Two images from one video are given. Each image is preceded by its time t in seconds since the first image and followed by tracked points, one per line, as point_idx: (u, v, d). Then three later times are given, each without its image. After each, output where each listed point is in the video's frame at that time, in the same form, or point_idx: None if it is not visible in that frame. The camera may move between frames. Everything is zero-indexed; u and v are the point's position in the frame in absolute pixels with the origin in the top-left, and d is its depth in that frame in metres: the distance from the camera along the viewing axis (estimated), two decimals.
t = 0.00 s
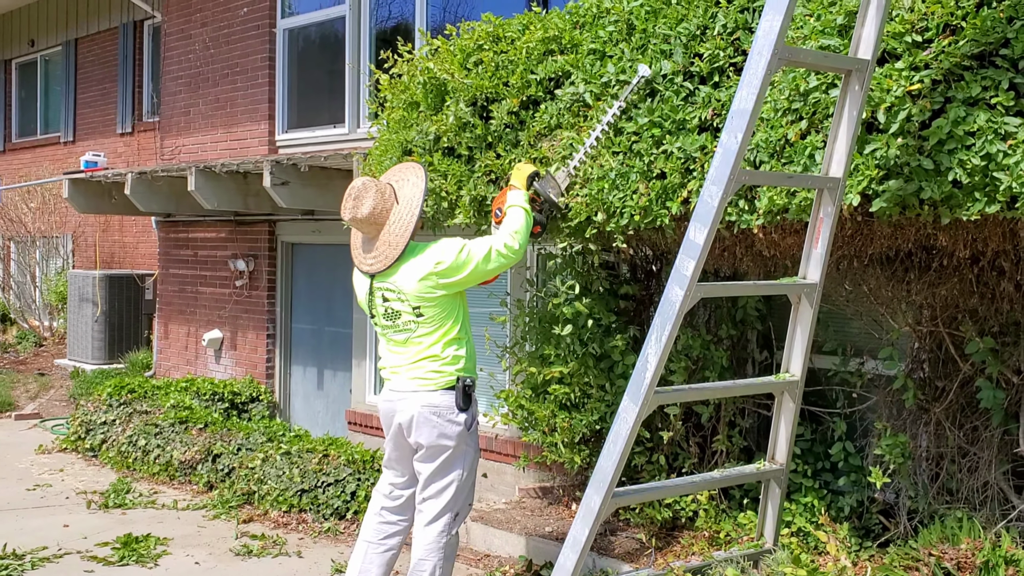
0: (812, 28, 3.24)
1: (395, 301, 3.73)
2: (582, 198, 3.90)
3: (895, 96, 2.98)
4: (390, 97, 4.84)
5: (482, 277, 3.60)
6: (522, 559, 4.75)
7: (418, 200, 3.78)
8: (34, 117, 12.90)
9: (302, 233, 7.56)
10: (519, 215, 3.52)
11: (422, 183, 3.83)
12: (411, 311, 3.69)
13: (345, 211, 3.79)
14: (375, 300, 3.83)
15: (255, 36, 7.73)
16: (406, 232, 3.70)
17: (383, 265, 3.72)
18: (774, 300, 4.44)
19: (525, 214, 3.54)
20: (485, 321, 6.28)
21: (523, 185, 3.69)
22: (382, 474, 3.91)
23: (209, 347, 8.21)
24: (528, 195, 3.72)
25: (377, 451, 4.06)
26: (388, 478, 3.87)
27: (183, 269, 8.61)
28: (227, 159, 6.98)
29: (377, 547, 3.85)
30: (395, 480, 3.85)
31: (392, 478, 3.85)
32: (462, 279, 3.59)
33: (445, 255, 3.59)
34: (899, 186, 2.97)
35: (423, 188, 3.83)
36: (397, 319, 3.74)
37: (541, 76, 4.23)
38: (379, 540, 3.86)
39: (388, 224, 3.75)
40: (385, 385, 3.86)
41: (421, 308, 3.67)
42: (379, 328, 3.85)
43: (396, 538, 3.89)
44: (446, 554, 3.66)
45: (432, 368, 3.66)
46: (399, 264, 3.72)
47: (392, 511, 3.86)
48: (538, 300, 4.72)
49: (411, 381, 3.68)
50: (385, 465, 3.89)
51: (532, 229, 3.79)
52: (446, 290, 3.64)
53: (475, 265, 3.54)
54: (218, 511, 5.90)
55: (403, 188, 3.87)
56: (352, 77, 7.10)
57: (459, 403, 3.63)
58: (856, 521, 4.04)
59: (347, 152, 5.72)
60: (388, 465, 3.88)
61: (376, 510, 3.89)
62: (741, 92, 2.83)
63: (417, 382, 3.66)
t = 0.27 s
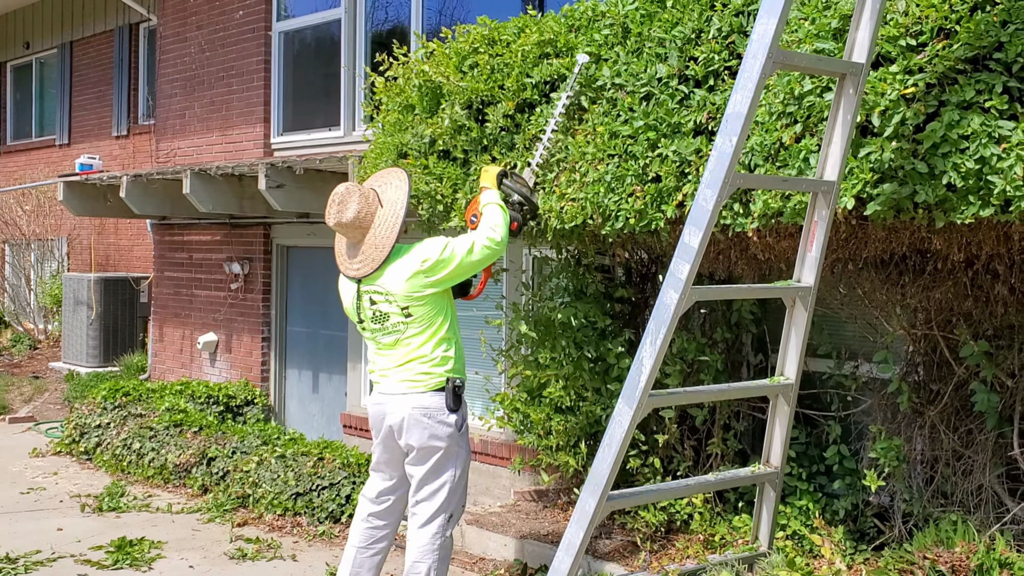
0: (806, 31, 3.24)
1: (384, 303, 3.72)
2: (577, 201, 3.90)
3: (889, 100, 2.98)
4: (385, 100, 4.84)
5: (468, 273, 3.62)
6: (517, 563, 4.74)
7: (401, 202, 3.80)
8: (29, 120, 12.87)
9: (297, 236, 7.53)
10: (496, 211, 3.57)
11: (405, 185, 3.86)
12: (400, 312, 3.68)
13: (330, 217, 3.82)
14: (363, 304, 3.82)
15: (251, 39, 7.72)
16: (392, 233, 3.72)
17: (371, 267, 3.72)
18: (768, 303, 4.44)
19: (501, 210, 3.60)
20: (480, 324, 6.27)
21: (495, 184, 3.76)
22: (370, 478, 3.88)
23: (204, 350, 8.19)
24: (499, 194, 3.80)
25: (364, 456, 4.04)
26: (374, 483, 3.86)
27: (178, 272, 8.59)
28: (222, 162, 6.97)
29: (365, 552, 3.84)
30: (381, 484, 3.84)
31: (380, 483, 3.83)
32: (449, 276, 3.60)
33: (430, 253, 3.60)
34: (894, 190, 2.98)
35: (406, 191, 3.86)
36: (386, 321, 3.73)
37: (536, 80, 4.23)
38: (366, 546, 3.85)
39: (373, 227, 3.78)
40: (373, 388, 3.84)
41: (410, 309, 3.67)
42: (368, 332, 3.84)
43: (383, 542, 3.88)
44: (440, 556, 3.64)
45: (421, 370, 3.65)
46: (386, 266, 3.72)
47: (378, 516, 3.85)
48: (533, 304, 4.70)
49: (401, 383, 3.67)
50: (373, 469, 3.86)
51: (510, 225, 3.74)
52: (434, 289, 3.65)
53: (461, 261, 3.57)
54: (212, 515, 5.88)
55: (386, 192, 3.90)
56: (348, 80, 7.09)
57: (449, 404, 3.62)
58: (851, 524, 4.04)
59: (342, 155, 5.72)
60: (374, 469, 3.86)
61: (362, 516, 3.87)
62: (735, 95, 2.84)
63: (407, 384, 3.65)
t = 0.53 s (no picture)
0: (799, 33, 3.26)
1: (363, 302, 3.72)
2: (571, 201, 3.90)
3: (882, 101, 3.01)
4: (380, 101, 4.84)
5: (445, 269, 3.67)
6: (512, 563, 4.74)
7: (377, 204, 3.80)
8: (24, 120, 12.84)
9: (291, 236, 7.52)
10: (469, 210, 3.65)
11: (381, 187, 3.86)
12: (379, 310, 3.69)
13: (307, 219, 3.82)
14: (342, 304, 3.82)
15: (246, 40, 7.72)
16: (369, 234, 3.73)
17: (351, 266, 3.72)
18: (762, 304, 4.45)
19: (472, 207, 3.69)
20: (475, 324, 6.28)
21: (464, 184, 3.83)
22: (351, 480, 3.90)
23: (200, 350, 8.18)
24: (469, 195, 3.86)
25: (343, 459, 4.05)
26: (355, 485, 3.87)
27: (173, 273, 8.58)
28: (217, 162, 6.96)
29: (352, 554, 3.86)
30: (363, 485, 3.86)
31: (362, 484, 3.85)
32: (427, 272, 3.64)
33: (408, 250, 3.63)
34: (886, 191, 2.99)
35: (383, 193, 3.86)
36: (366, 320, 3.73)
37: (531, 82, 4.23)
38: (352, 547, 3.87)
39: (350, 229, 3.78)
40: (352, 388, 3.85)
41: (390, 306, 3.68)
42: (347, 332, 3.83)
43: (368, 542, 3.91)
44: (430, 552, 3.67)
45: (399, 368, 3.66)
46: (365, 265, 3.73)
47: (361, 517, 3.86)
48: (529, 304, 4.74)
49: (380, 381, 3.68)
50: (354, 470, 3.88)
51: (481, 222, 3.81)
52: (414, 286, 3.68)
53: (440, 256, 3.61)
54: (208, 515, 5.87)
55: (363, 194, 3.89)
56: (343, 81, 7.09)
57: (427, 401, 3.63)
58: (844, 524, 4.05)
59: (338, 156, 5.72)
60: (354, 471, 3.88)
61: (345, 518, 3.88)
62: (729, 96, 2.84)
63: (385, 383, 3.66)
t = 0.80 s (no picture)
0: (792, 35, 3.26)
1: (344, 302, 3.76)
2: (565, 203, 3.90)
3: (874, 103, 3.00)
4: (373, 103, 4.84)
5: (423, 267, 3.73)
6: (506, 565, 4.75)
7: (355, 207, 3.86)
8: (16, 122, 12.79)
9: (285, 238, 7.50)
10: (440, 211, 3.76)
11: (359, 190, 3.91)
12: (359, 310, 3.73)
13: (285, 221, 3.86)
14: (322, 306, 3.85)
15: (239, 42, 7.70)
16: (347, 235, 3.78)
17: (331, 267, 3.76)
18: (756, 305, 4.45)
19: (442, 209, 3.81)
20: (469, 326, 6.27)
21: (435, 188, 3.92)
22: (337, 482, 3.92)
23: (193, 353, 8.16)
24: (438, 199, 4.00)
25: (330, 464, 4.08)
26: (341, 488, 3.90)
27: (166, 275, 8.56)
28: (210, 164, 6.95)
29: (341, 557, 3.87)
30: (349, 486, 3.88)
31: (347, 485, 3.88)
32: (406, 270, 3.70)
33: (388, 248, 3.68)
34: (879, 193, 3.00)
35: (360, 196, 3.92)
36: (347, 320, 3.76)
37: (525, 84, 4.23)
38: (342, 550, 3.89)
39: (328, 231, 3.83)
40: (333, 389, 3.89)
41: (371, 306, 3.72)
42: (328, 334, 3.86)
43: (357, 545, 3.92)
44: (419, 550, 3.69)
45: (380, 367, 3.70)
46: (345, 266, 3.77)
47: (349, 519, 3.89)
48: (523, 305, 4.75)
49: (361, 381, 3.72)
50: (340, 472, 3.91)
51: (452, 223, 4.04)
52: (394, 284, 3.73)
53: (418, 254, 3.67)
54: (201, 518, 5.85)
55: (340, 197, 3.94)
56: (337, 82, 7.08)
57: (408, 400, 3.67)
58: (838, 525, 4.06)
59: (331, 157, 5.71)
60: (340, 474, 3.91)
61: (333, 522, 3.91)
62: (721, 99, 2.84)
63: (366, 382, 3.70)
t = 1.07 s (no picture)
0: (786, 38, 3.27)
1: (329, 306, 3.77)
2: (561, 206, 3.91)
3: (869, 106, 3.01)
4: (369, 107, 4.84)
5: (404, 267, 3.75)
6: (503, 568, 4.75)
7: (337, 212, 3.87)
8: (10, 126, 12.77)
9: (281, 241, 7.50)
10: (419, 213, 3.80)
11: (340, 196, 3.93)
12: (345, 313, 3.74)
13: (268, 228, 3.88)
14: (308, 311, 3.86)
15: (234, 46, 7.70)
16: (330, 240, 3.80)
17: (314, 272, 3.77)
18: (752, 307, 4.46)
19: (421, 212, 3.84)
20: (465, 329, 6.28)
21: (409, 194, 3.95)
22: (330, 486, 3.92)
23: (189, 357, 8.15)
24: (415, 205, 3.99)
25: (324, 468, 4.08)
26: (335, 491, 3.90)
27: (162, 279, 8.55)
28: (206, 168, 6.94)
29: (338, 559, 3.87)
30: (341, 489, 3.88)
31: (339, 488, 3.88)
32: (389, 271, 3.72)
33: (369, 250, 3.70)
34: (874, 196, 3.01)
35: (342, 201, 3.94)
36: (332, 323, 3.77)
37: (520, 87, 4.24)
38: (338, 553, 3.88)
39: (311, 237, 3.84)
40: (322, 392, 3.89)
41: (356, 307, 3.73)
42: (315, 338, 3.86)
43: (354, 547, 3.91)
44: (415, 549, 3.67)
45: (366, 369, 3.71)
46: (328, 270, 3.79)
47: (344, 521, 3.89)
48: (519, 308, 4.76)
49: (349, 384, 3.73)
50: (332, 476, 3.91)
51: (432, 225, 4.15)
52: (377, 285, 3.74)
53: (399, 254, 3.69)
54: (198, 522, 5.85)
55: (322, 203, 3.96)
56: (332, 86, 7.08)
57: (395, 400, 3.66)
58: (835, 526, 4.06)
59: (327, 161, 5.71)
60: (333, 477, 3.91)
61: (328, 525, 3.91)
62: (717, 102, 2.85)
63: (354, 384, 3.71)
